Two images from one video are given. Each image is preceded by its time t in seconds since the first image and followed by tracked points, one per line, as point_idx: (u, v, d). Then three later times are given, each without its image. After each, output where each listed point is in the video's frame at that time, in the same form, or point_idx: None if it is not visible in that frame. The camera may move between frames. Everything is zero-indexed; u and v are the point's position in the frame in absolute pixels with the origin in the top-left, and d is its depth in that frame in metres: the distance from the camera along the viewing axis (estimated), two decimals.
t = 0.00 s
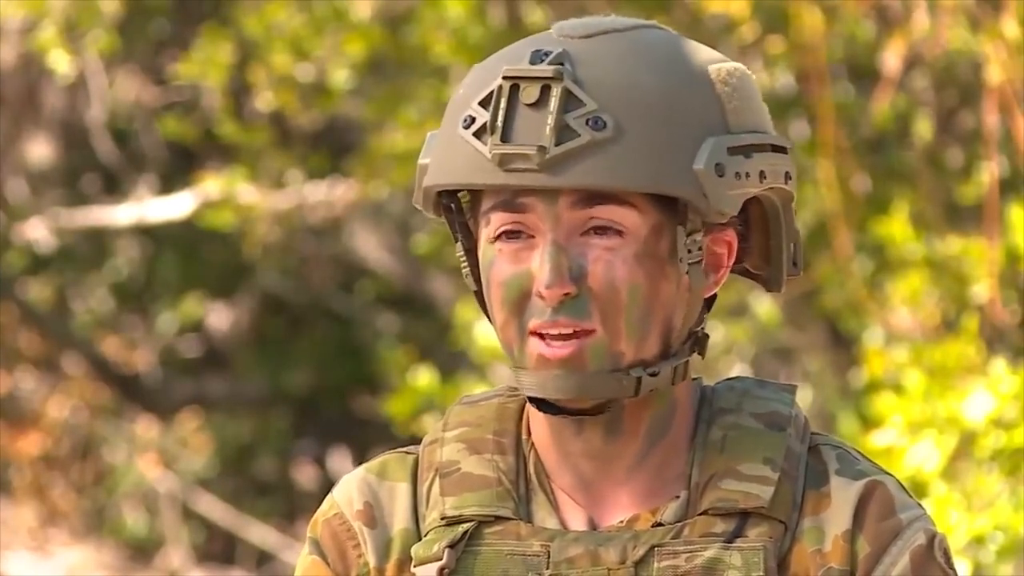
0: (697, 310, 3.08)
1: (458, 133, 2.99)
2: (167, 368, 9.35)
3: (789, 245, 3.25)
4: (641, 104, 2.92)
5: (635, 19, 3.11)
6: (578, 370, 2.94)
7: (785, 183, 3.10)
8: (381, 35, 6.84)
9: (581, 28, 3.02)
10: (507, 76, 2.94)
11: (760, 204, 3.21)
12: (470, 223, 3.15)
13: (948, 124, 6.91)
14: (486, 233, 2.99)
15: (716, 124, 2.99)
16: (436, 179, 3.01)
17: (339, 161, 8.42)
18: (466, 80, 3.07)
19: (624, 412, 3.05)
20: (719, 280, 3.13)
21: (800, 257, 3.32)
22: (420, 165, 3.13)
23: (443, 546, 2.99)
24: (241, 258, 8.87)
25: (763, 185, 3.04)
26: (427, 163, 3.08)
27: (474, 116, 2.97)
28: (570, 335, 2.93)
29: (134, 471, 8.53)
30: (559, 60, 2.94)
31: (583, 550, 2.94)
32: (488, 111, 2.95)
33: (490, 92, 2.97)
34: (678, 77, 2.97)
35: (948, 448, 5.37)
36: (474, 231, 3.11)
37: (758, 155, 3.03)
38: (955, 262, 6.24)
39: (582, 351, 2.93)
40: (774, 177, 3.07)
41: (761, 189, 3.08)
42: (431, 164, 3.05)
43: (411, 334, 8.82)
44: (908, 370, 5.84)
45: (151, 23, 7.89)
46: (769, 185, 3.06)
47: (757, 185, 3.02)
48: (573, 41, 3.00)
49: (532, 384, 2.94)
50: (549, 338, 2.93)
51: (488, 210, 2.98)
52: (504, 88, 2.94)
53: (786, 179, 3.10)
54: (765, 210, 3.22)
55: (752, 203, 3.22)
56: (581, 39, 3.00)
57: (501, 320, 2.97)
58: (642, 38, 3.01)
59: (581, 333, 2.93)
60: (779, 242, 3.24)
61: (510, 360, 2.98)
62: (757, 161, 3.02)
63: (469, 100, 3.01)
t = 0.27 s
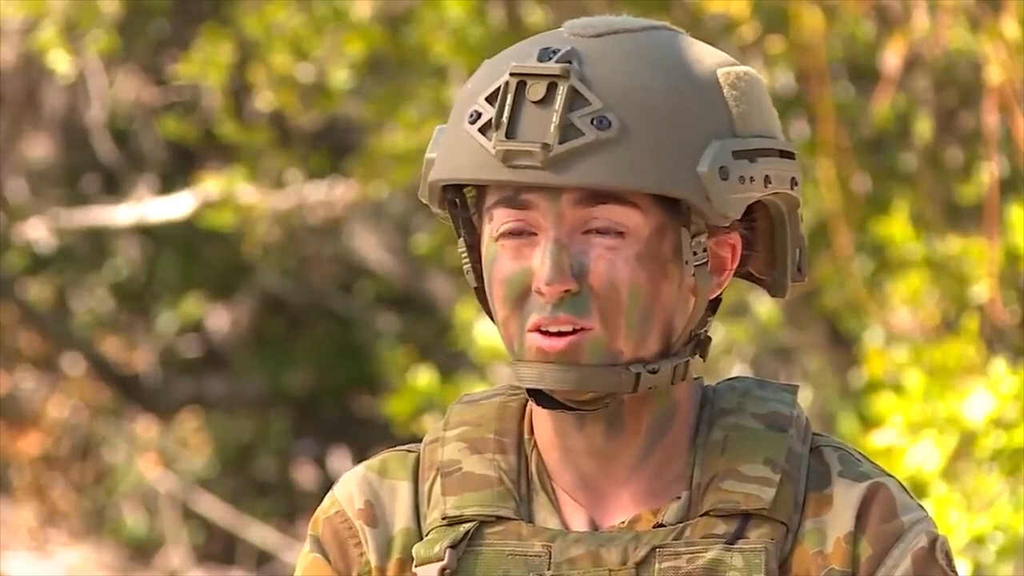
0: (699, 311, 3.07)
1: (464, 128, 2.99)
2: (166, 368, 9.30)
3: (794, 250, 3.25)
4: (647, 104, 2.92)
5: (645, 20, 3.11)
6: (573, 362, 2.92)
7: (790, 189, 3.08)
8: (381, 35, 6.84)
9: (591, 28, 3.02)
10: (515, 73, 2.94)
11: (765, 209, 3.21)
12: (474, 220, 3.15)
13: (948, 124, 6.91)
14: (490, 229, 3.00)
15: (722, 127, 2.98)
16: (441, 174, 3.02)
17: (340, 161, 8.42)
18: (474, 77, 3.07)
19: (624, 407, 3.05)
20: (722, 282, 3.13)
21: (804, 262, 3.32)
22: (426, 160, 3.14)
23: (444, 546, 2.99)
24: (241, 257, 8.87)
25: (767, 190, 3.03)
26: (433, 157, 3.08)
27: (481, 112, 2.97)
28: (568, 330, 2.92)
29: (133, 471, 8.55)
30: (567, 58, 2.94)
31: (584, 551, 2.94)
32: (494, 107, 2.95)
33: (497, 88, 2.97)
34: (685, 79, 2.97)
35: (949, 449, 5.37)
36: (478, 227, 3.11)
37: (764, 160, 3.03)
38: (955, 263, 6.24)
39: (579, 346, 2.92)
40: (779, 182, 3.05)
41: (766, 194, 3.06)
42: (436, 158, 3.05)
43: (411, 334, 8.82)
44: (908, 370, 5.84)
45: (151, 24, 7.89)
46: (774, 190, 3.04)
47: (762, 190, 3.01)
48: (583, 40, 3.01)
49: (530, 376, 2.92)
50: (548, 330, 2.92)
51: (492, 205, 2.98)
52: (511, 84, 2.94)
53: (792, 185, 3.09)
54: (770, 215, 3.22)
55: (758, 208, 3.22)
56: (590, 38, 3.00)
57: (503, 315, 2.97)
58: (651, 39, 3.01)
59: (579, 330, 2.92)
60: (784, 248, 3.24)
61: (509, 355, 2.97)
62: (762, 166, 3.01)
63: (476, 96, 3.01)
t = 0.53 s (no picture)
0: (702, 308, 3.08)
1: (468, 128, 2.99)
2: (166, 368, 9.28)
3: (797, 248, 3.25)
4: (652, 104, 2.92)
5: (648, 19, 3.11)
6: (574, 359, 2.91)
7: (794, 187, 3.09)
8: (381, 34, 6.84)
9: (595, 27, 3.02)
10: (519, 73, 2.94)
11: (767, 209, 3.21)
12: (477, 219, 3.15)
13: (948, 123, 6.91)
14: (494, 228, 3.00)
15: (726, 127, 2.98)
16: (445, 173, 3.02)
17: (340, 161, 8.42)
18: (477, 76, 3.07)
19: (625, 403, 3.06)
20: (725, 282, 3.13)
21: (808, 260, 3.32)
22: (429, 159, 3.13)
23: (444, 546, 2.99)
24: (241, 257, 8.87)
25: (772, 189, 3.04)
26: (436, 156, 3.08)
27: (485, 111, 2.97)
28: (570, 329, 2.91)
29: (133, 471, 8.57)
30: (572, 58, 2.94)
31: (585, 550, 2.94)
32: (499, 107, 2.95)
33: (501, 88, 2.97)
34: (688, 78, 2.97)
35: (949, 448, 5.37)
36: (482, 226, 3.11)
37: (768, 159, 3.03)
38: (955, 263, 6.24)
39: (581, 343, 2.91)
40: (783, 181, 3.06)
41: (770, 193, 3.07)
42: (439, 158, 3.05)
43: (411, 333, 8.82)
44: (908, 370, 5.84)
45: (151, 24, 7.89)
46: (778, 189, 3.05)
47: (766, 189, 3.01)
48: (586, 39, 3.01)
49: (533, 373, 2.91)
50: (551, 329, 2.91)
51: (496, 205, 2.98)
52: (515, 84, 2.94)
53: (794, 185, 3.09)
54: (773, 215, 3.22)
55: (760, 208, 3.22)
56: (593, 38, 3.00)
57: (507, 314, 2.96)
58: (655, 38, 3.01)
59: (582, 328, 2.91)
60: (787, 248, 3.24)
61: (512, 353, 2.96)
62: (766, 166, 3.01)
63: (480, 96, 3.01)
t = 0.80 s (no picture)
0: (708, 307, 3.08)
1: (471, 130, 2.99)
2: (166, 368, 9.27)
3: (800, 244, 3.25)
4: (655, 107, 2.92)
5: (649, 18, 3.11)
6: (579, 360, 2.92)
7: (798, 185, 3.10)
8: (381, 34, 6.85)
9: (597, 27, 3.02)
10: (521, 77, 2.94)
11: (772, 206, 3.22)
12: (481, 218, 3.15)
13: (948, 123, 6.92)
14: (498, 230, 2.99)
15: (730, 128, 2.98)
16: (448, 175, 3.02)
17: (340, 161, 8.42)
18: (480, 76, 3.07)
19: (631, 403, 3.06)
20: (729, 280, 3.14)
21: (811, 254, 3.32)
22: (432, 159, 3.13)
23: (449, 544, 2.98)
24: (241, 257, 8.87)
25: (776, 188, 3.04)
26: (439, 157, 3.08)
27: (488, 114, 2.97)
28: (572, 329, 2.91)
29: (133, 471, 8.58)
30: (574, 61, 2.94)
31: (588, 550, 2.94)
32: (502, 110, 2.95)
33: (504, 91, 2.97)
34: (691, 79, 2.97)
35: (949, 448, 5.37)
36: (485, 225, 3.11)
37: (772, 158, 3.03)
38: (955, 263, 6.24)
39: (586, 345, 2.92)
40: (787, 179, 3.07)
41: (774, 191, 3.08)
42: (443, 160, 3.05)
43: (411, 334, 8.82)
44: (908, 370, 5.84)
45: (151, 24, 7.89)
46: (782, 188, 3.06)
47: (769, 189, 3.02)
48: (589, 40, 3.00)
49: (538, 373, 2.92)
50: (555, 330, 2.92)
51: (499, 207, 2.98)
52: (518, 87, 2.94)
53: (799, 182, 3.10)
54: (777, 212, 3.22)
55: (765, 206, 3.23)
56: (596, 38, 3.00)
57: (512, 316, 2.97)
58: (657, 39, 3.01)
59: (585, 331, 2.92)
60: (791, 242, 3.24)
61: (516, 354, 2.97)
62: (769, 165, 3.02)
63: (483, 98, 3.01)
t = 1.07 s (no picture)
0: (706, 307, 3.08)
1: (469, 128, 3.00)
2: (166, 368, 9.28)
3: (803, 244, 3.25)
4: (652, 103, 2.92)
5: (649, 17, 3.11)
6: (582, 366, 2.93)
7: (798, 183, 3.09)
8: (381, 34, 6.85)
9: (596, 26, 3.02)
10: (518, 74, 2.95)
11: (772, 203, 3.22)
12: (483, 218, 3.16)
13: (948, 124, 6.92)
14: (497, 228, 2.99)
15: (728, 125, 2.98)
16: (447, 174, 3.02)
17: (340, 161, 8.42)
18: (480, 76, 3.07)
19: (633, 408, 3.06)
20: (730, 279, 3.13)
21: (814, 255, 3.32)
22: (434, 159, 3.14)
23: (450, 544, 2.98)
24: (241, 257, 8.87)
25: (775, 186, 3.04)
26: (439, 157, 3.09)
27: (486, 112, 2.97)
28: (576, 329, 2.93)
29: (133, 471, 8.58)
30: (571, 58, 2.94)
31: (590, 549, 2.94)
32: (499, 108, 2.95)
33: (501, 89, 2.97)
34: (689, 76, 2.97)
35: (949, 448, 5.37)
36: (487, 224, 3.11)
37: (771, 156, 3.03)
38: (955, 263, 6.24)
39: (589, 347, 2.94)
40: (787, 177, 3.06)
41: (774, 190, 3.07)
42: (443, 159, 3.06)
43: (411, 334, 8.82)
44: (908, 370, 5.85)
45: (151, 24, 7.89)
46: (781, 185, 3.05)
47: (768, 186, 3.01)
48: (587, 38, 3.01)
49: (538, 379, 2.93)
50: (556, 332, 2.93)
51: (498, 205, 2.98)
52: (515, 84, 2.94)
53: (798, 180, 3.09)
54: (778, 209, 3.22)
55: (765, 204, 3.23)
56: (594, 37, 3.00)
57: (511, 314, 2.97)
58: (656, 37, 3.01)
59: (589, 328, 2.93)
60: (793, 241, 3.24)
61: (517, 355, 2.99)
62: (768, 162, 3.01)
63: (481, 96, 3.01)
